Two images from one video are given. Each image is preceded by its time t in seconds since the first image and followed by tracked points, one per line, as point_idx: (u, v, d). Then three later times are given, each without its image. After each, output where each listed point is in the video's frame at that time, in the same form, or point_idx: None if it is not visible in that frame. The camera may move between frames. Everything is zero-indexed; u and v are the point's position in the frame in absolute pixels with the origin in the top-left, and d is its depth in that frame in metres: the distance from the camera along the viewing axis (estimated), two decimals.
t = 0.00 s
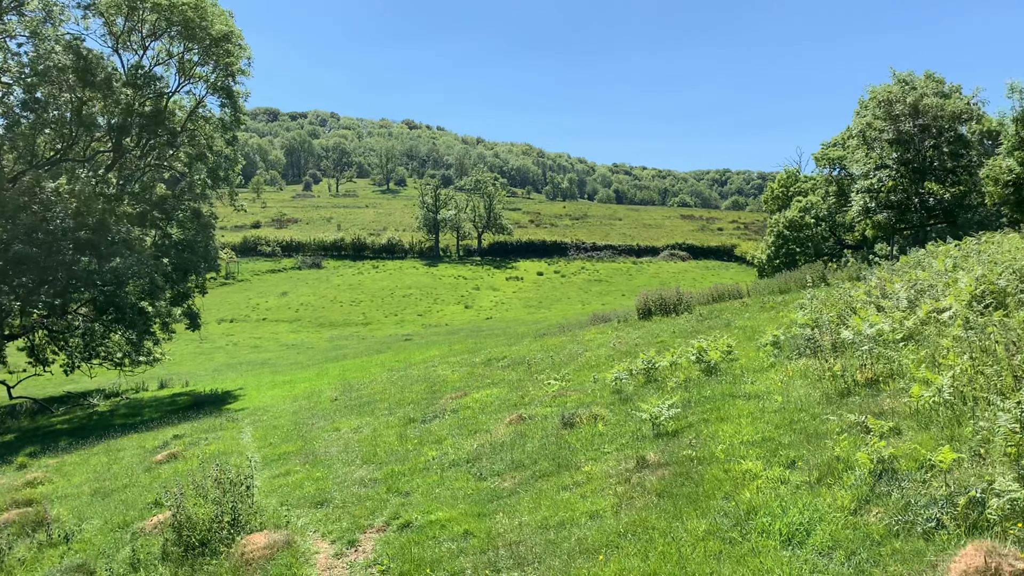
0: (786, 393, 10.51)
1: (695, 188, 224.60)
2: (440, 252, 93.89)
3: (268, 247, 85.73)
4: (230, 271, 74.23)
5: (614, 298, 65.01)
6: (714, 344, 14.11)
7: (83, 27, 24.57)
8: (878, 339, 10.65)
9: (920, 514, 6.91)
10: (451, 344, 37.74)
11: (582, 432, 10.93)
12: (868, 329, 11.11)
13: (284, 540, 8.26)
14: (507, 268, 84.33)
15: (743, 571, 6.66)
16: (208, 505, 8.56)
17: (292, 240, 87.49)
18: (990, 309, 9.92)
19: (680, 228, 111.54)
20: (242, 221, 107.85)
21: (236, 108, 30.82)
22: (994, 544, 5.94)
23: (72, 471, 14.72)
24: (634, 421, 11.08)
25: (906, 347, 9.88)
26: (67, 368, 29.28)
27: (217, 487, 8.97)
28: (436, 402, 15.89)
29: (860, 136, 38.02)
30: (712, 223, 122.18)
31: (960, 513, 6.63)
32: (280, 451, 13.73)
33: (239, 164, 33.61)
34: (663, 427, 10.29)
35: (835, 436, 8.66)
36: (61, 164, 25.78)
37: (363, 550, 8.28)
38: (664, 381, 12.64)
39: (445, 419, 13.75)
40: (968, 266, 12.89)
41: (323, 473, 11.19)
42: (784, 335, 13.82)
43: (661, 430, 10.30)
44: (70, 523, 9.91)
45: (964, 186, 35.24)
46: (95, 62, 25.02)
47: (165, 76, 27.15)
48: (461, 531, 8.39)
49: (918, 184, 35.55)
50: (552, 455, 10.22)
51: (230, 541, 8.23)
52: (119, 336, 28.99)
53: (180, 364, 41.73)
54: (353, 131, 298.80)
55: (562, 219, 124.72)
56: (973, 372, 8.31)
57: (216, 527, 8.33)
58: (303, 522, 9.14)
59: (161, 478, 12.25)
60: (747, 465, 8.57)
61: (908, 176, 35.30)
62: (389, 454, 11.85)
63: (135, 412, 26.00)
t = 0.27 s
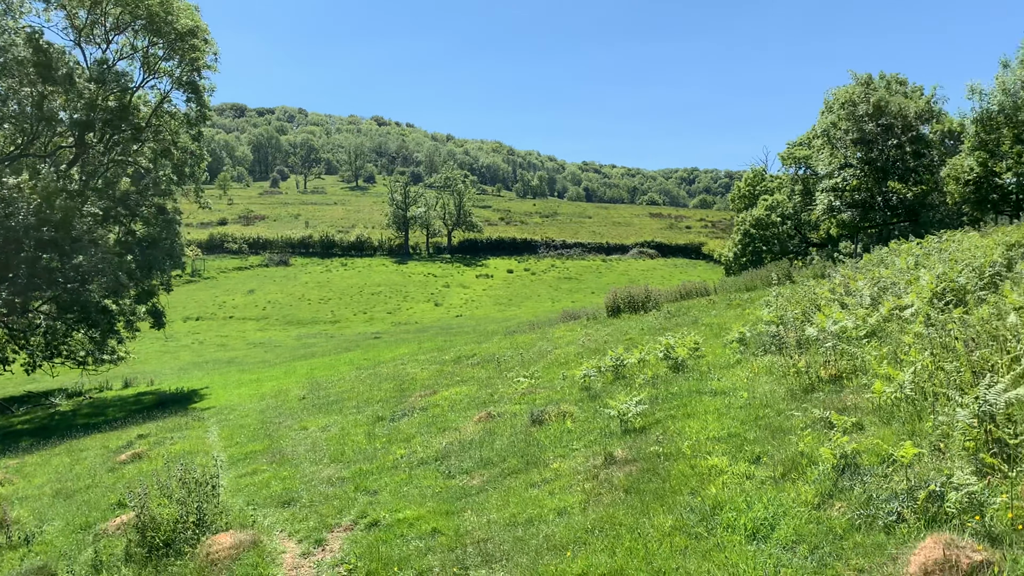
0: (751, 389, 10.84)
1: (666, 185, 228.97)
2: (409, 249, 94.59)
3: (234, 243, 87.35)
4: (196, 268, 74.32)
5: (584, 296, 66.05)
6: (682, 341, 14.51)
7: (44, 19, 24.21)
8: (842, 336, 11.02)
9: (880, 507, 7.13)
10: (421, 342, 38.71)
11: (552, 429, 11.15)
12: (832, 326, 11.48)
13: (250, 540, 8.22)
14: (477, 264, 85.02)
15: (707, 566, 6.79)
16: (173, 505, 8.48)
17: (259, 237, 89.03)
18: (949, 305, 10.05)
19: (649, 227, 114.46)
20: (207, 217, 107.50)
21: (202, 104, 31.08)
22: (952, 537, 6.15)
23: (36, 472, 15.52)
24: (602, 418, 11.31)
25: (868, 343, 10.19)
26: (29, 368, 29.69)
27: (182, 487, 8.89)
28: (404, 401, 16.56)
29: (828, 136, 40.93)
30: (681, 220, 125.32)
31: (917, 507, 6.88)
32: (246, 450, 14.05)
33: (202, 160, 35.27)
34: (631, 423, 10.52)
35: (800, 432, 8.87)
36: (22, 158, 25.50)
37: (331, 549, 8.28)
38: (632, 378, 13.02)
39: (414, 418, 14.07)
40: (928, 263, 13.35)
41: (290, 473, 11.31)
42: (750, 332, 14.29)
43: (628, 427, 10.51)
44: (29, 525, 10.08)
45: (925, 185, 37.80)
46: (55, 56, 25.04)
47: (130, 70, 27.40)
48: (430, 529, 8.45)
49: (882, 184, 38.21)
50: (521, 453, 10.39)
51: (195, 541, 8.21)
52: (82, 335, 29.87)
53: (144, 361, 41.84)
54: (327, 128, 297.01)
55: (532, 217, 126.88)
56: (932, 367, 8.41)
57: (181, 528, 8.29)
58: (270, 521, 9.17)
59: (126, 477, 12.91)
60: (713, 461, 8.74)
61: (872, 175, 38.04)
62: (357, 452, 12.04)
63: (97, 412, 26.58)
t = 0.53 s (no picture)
0: (718, 385, 11.01)
1: (640, 184, 232.46)
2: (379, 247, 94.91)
3: (201, 241, 88.20)
4: (162, 267, 73.86)
5: (555, 293, 66.51)
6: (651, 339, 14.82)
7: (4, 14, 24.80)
8: (808, 333, 11.25)
9: (844, 502, 7.23)
10: (393, 340, 39.23)
11: (522, 426, 11.26)
12: (799, 323, 11.74)
13: (217, 541, 8.27)
14: (447, 262, 85.52)
15: (675, 562, 6.84)
16: (138, 507, 8.56)
17: (225, 234, 89.98)
18: (912, 303, 10.47)
19: (619, 225, 116.89)
20: (173, 215, 106.59)
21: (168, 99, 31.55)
22: (913, 530, 6.31)
23: None
24: (572, 415, 11.40)
25: (833, 341, 10.46)
26: None
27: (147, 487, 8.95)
28: (374, 399, 16.67)
29: (794, 137, 42.99)
30: (650, 219, 128.62)
31: (881, 501, 7.01)
32: (214, 449, 14.29)
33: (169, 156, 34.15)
34: (600, 420, 10.64)
35: (766, 427, 8.98)
36: None
37: (299, 548, 8.31)
38: (602, 376, 13.24)
39: (383, 416, 14.24)
40: (891, 263, 13.84)
41: (257, 473, 11.45)
42: (718, 329, 14.63)
43: (598, 423, 10.61)
44: None
45: (891, 184, 39.19)
46: (15, 49, 25.08)
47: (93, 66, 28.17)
48: (399, 528, 8.46)
49: (847, 181, 39.75)
50: (491, 450, 10.45)
51: (161, 542, 8.28)
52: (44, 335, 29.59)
53: (109, 360, 41.50)
54: (305, 125, 295.12)
55: (503, 214, 128.76)
56: (896, 364, 8.74)
57: (147, 529, 8.38)
58: (237, 521, 9.24)
59: (90, 479, 13.23)
60: (681, 457, 8.83)
61: (837, 173, 39.50)
62: (326, 452, 12.16)
63: (60, 413, 26.47)
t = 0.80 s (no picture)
0: (686, 382, 11.19)
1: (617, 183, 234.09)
2: (349, 246, 95.01)
3: (169, 240, 87.28)
4: (129, 266, 72.96)
5: (527, 292, 66.94)
6: (621, 337, 15.06)
7: None
8: (775, 331, 11.42)
9: (809, 496, 7.34)
10: (363, 339, 39.66)
11: (493, 425, 11.34)
12: (766, 321, 12.00)
13: (184, 542, 8.27)
14: (419, 261, 85.31)
15: (643, 557, 6.91)
16: (103, 508, 8.58)
17: (194, 233, 89.17)
18: (876, 300, 10.69)
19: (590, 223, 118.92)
20: (140, 214, 105.24)
21: (135, 95, 31.44)
22: (875, 525, 6.45)
23: None
24: (542, 413, 11.51)
25: (800, 337, 10.67)
26: None
27: (111, 488, 8.96)
28: (344, 399, 16.93)
29: (762, 137, 44.77)
30: (621, 216, 130.22)
31: (844, 495, 7.13)
32: (181, 450, 14.46)
33: (136, 155, 33.94)
34: (570, 418, 10.75)
35: (733, 424, 9.12)
36: None
37: (268, 549, 8.39)
38: (572, 374, 13.42)
39: (352, 415, 14.42)
40: (857, 261, 14.07)
41: (225, 473, 11.66)
42: (687, 327, 14.90)
43: (568, 421, 10.72)
44: None
45: (854, 184, 40.42)
46: None
47: (57, 62, 27.90)
48: (369, 528, 8.49)
49: (813, 180, 41.43)
50: (461, 449, 10.50)
51: (126, 545, 8.35)
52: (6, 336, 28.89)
53: (73, 361, 40.94)
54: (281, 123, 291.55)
55: (475, 213, 129.84)
56: (860, 361, 8.94)
57: (112, 531, 8.40)
58: (205, 523, 9.35)
59: (53, 482, 13.35)
60: (650, 453, 8.91)
61: (804, 173, 41.43)
62: (296, 452, 12.28)
63: (24, 414, 26.14)
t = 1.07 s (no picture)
0: (652, 380, 11.36)
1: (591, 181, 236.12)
2: (315, 244, 95.07)
3: (131, 238, 85.99)
4: (90, 265, 71.79)
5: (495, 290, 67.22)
6: (588, 336, 15.26)
7: None
8: (739, 329, 11.61)
9: (771, 492, 7.43)
10: (329, 337, 40.01)
11: (458, 424, 11.41)
12: (730, 318, 12.24)
13: (145, 544, 8.47)
14: (387, 260, 85.22)
15: (607, 555, 6.95)
16: (61, 511, 8.85)
17: (157, 231, 87.62)
18: (837, 298, 10.96)
19: (557, 220, 121.14)
20: (100, 212, 103.54)
21: (96, 91, 31.00)
22: (835, 519, 6.56)
23: None
24: (509, 412, 11.61)
25: (762, 335, 10.89)
26: None
27: (71, 491, 9.24)
28: (309, 399, 17.15)
29: (727, 136, 44.60)
30: (590, 215, 132.49)
31: (805, 491, 7.24)
32: (143, 452, 14.64)
33: (96, 151, 33.48)
34: (536, 417, 10.86)
35: (697, 421, 9.23)
36: None
37: (231, 550, 8.47)
38: (538, 372, 13.62)
39: (317, 415, 14.62)
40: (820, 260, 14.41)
41: (188, 475, 11.92)
42: (653, 325, 15.08)
43: (534, 420, 10.82)
44: None
45: (818, 185, 40.59)
46: None
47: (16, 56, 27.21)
48: (333, 528, 8.55)
49: (777, 180, 40.98)
50: (427, 448, 10.57)
51: (86, 548, 8.60)
52: None
53: (31, 362, 40.16)
54: (250, 120, 286.65)
55: (443, 211, 130.88)
56: (821, 358, 9.14)
57: (70, 535, 8.62)
58: (167, 525, 9.44)
59: (12, 483, 13.40)
60: (615, 451, 8.99)
61: (768, 172, 40.84)
62: (260, 452, 12.45)
63: None
